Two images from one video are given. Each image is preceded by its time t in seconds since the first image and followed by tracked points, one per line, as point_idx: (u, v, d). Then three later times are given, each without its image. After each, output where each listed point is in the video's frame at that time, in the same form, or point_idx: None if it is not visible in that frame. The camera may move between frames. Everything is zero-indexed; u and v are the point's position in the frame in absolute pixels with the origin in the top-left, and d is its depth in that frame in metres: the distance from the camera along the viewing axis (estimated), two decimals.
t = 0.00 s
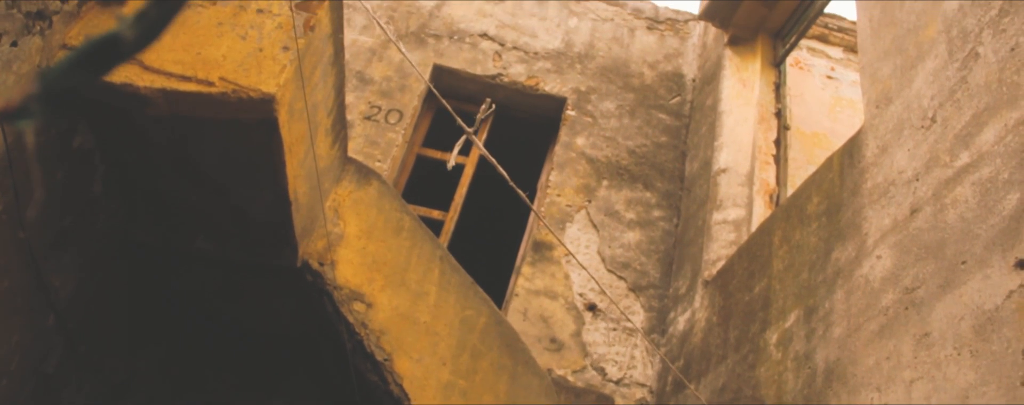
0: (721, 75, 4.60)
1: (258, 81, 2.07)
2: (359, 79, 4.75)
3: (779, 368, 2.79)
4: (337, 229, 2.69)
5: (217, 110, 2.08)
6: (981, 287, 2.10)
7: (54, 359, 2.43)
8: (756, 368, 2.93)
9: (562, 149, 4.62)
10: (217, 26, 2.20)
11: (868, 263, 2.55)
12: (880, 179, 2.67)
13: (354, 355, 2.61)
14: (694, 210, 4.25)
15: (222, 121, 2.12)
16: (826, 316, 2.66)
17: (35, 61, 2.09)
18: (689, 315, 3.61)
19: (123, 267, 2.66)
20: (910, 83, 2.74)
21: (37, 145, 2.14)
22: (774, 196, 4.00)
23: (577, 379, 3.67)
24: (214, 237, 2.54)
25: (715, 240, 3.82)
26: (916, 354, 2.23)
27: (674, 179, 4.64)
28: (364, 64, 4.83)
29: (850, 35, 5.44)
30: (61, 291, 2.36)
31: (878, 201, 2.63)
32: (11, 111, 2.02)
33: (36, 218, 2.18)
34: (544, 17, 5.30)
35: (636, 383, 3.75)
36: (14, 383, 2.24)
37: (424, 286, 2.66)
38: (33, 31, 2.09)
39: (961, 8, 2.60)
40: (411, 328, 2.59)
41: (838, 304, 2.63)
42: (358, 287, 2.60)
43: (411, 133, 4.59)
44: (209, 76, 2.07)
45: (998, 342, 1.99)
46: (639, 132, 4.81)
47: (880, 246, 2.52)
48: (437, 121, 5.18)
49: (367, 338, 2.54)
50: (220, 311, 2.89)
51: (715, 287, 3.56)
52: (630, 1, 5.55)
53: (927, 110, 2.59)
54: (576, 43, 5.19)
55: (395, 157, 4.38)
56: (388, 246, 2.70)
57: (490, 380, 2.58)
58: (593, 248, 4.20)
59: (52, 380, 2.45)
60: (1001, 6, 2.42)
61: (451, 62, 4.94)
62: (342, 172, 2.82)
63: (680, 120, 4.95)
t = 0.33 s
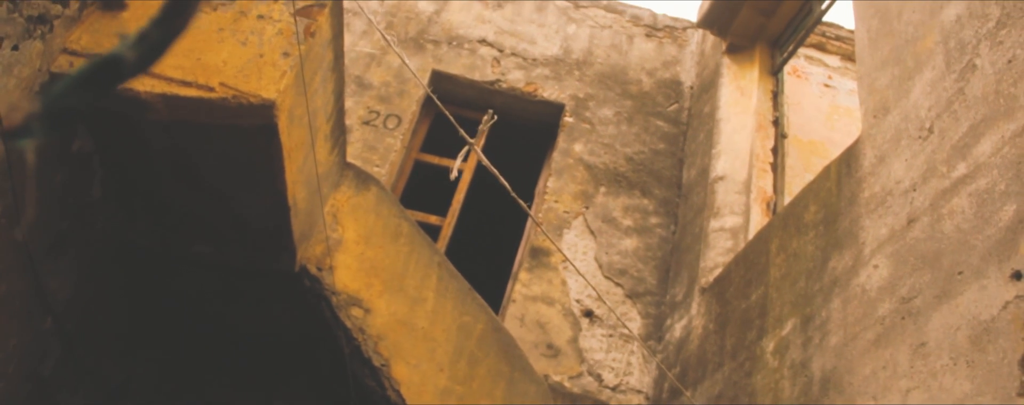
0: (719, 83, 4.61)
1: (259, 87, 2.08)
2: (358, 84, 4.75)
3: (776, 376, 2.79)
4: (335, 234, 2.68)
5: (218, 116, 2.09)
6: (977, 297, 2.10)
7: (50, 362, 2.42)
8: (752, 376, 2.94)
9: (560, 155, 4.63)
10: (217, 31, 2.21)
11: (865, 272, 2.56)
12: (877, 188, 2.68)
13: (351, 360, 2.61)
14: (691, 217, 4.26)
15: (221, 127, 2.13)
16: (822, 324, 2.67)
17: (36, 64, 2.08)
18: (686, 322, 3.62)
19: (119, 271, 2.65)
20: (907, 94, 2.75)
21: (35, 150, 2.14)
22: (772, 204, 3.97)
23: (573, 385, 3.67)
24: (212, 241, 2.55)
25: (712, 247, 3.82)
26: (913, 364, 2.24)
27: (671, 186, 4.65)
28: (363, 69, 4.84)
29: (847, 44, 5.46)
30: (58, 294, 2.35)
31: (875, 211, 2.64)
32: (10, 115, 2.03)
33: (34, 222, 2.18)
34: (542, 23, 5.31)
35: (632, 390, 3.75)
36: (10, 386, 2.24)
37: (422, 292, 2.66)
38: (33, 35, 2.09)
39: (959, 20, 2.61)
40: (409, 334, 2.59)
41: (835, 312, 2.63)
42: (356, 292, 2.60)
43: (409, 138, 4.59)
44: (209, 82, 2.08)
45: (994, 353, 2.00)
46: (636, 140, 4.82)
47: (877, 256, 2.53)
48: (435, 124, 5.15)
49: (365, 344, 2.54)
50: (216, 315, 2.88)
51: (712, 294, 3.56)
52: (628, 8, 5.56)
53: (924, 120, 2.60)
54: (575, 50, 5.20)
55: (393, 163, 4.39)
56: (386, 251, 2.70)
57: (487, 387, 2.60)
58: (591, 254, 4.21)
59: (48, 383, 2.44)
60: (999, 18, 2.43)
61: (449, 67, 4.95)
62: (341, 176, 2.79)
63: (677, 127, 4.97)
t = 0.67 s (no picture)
0: (712, 89, 4.63)
1: (254, 90, 2.08)
2: (352, 86, 4.75)
3: (767, 382, 2.80)
4: (329, 237, 2.67)
5: (215, 119, 2.08)
6: (968, 306, 2.12)
7: (41, 365, 2.41)
8: (744, 382, 2.95)
9: (553, 160, 4.63)
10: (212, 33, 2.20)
11: (857, 280, 2.57)
12: (869, 196, 2.70)
13: (343, 364, 2.59)
14: (683, 223, 4.27)
15: (216, 130, 2.12)
16: (814, 331, 2.68)
17: (31, 66, 2.07)
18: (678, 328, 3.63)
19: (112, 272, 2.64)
20: (900, 103, 2.76)
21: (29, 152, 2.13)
22: (763, 210, 4.02)
23: (565, 389, 3.68)
24: (206, 244, 2.55)
25: (704, 253, 3.83)
26: (903, 372, 2.25)
27: (664, 191, 4.67)
28: (357, 72, 4.83)
29: (840, 51, 5.49)
30: (51, 297, 2.34)
31: (867, 219, 2.65)
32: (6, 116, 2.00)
33: (27, 223, 2.17)
34: (537, 27, 5.32)
35: (623, 394, 3.76)
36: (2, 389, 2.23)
37: (415, 296, 2.66)
38: (29, 37, 2.09)
39: (951, 30, 2.64)
40: (402, 337, 2.58)
41: (826, 319, 2.65)
42: (349, 295, 2.60)
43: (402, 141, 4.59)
44: (205, 84, 2.07)
45: (984, 361, 2.01)
46: (630, 144, 4.84)
47: (869, 263, 2.55)
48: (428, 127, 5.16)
49: (358, 347, 2.53)
50: (210, 317, 2.87)
51: (704, 300, 3.57)
52: (622, 13, 5.58)
53: (917, 129, 2.61)
54: (568, 54, 5.21)
55: (386, 165, 4.38)
56: (379, 255, 2.69)
57: (479, 391, 2.58)
58: (583, 259, 4.21)
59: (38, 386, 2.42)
60: (991, 28, 2.46)
61: (443, 71, 4.95)
62: (334, 179, 2.78)
63: (670, 132, 4.99)
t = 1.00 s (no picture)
0: (705, 95, 4.66)
1: (248, 93, 2.07)
2: (345, 88, 4.74)
3: (757, 387, 2.82)
4: (321, 240, 2.67)
5: (210, 122, 2.07)
6: (957, 314, 2.14)
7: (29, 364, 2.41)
8: (734, 387, 2.96)
9: (545, 164, 4.64)
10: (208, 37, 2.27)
11: (847, 287, 2.59)
12: (859, 204, 2.72)
13: (334, 367, 2.58)
14: (674, 228, 4.28)
15: (208, 131, 2.10)
16: (804, 337, 2.69)
17: (24, 68, 2.06)
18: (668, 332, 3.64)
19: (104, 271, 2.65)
20: (891, 111, 2.78)
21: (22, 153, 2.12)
22: (754, 216, 4.02)
23: (555, 393, 3.68)
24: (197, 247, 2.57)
25: (695, 258, 3.85)
26: (892, 379, 2.26)
27: (655, 196, 4.68)
28: (349, 74, 4.82)
29: (831, 57, 5.51)
30: (42, 298, 2.33)
31: (857, 226, 2.67)
32: None
33: (18, 223, 2.16)
34: (530, 31, 5.32)
35: (613, 399, 3.77)
36: None
37: (406, 299, 2.65)
38: (23, 37, 2.06)
39: (942, 39, 2.66)
40: (393, 341, 2.58)
41: (816, 326, 2.66)
42: (341, 299, 2.59)
43: (395, 144, 4.58)
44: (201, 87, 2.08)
45: (972, 369, 2.03)
46: (621, 149, 4.85)
47: (859, 271, 2.56)
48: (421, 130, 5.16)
49: (349, 350, 2.53)
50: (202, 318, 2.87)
51: (694, 305, 3.58)
52: (615, 18, 5.59)
53: (907, 138, 2.63)
54: (561, 58, 5.22)
55: (378, 168, 4.38)
56: (371, 258, 2.68)
57: (470, 394, 2.57)
58: (574, 263, 4.22)
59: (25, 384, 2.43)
60: (981, 39, 2.48)
61: (436, 74, 4.95)
62: (326, 182, 2.78)
63: (662, 138, 5.00)
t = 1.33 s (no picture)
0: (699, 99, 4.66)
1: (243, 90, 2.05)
2: (340, 87, 4.74)
3: (748, 392, 2.83)
4: (314, 239, 2.66)
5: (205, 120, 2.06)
6: (947, 322, 2.15)
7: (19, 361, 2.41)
8: (724, 392, 2.98)
9: (538, 165, 4.64)
10: (205, 35, 2.25)
11: (838, 294, 2.61)
12: (852, 211, 2.73)
13: (326, 366, 2.57)
14: (667, 231, 4.29)
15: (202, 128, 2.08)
16: (795, 343, 2.71)
17: (20, 64, 2.05)
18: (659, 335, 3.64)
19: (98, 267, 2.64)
20: (885, 119, 2.80)
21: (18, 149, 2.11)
22: (747, 221, 4.03)
23: (546, 395, 3.68)
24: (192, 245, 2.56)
25: (687, 262, 3.86)
26: (882, 386, 2.28)
27: (649, 199, 4.69)
28: (345, 73, 4.82)
29: (826, 63, 5.54)
30: (34, 294, 2.33)
31: (850, 233, 2.69)
32: None
33: (11, 218, 2.15)
34: (525, 32, 5.33)
35: (604, 401, 3.77)
36: None
37: (399, 300, 2.65)
38: (19, 33, 2.06)
39: (937, 48, 2.67)
40: (385, 341, 2.57)
41: (807, 331, 2.67)
42: (334, 298, 2.58)
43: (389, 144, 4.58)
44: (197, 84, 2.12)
45: (962, 377, 2.05)
46: (615, 152, 4.86)
47: (850, 278, 2.58)
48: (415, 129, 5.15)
49: (341, 350, 2.52)
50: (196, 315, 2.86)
51: (686, 309, 3.59)
52: (611, 21, 5.61)
53: (901, 146, 2.65)
54: (556, 60, 5.23)
55: (372, 168, 4.38)
56: (364, 258, 2.68)
57: (462, 395, 2.57)
58: (566, 265, 4.22)
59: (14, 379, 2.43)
60: (976, 49, 2.50)
61: (431, 74, 4.95)
62: (321, 181, 2.77)
63: (656, 141, 5.01)
